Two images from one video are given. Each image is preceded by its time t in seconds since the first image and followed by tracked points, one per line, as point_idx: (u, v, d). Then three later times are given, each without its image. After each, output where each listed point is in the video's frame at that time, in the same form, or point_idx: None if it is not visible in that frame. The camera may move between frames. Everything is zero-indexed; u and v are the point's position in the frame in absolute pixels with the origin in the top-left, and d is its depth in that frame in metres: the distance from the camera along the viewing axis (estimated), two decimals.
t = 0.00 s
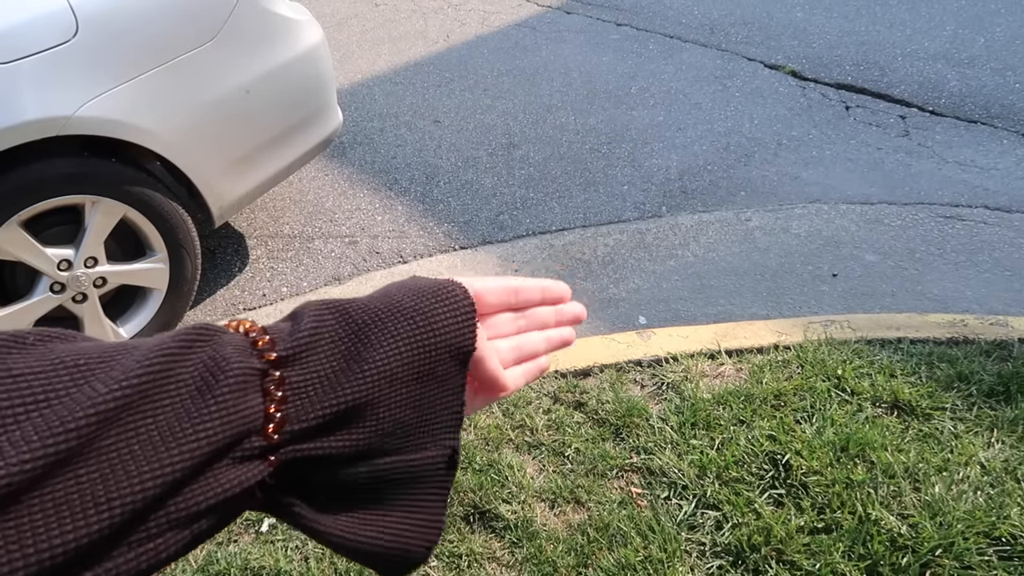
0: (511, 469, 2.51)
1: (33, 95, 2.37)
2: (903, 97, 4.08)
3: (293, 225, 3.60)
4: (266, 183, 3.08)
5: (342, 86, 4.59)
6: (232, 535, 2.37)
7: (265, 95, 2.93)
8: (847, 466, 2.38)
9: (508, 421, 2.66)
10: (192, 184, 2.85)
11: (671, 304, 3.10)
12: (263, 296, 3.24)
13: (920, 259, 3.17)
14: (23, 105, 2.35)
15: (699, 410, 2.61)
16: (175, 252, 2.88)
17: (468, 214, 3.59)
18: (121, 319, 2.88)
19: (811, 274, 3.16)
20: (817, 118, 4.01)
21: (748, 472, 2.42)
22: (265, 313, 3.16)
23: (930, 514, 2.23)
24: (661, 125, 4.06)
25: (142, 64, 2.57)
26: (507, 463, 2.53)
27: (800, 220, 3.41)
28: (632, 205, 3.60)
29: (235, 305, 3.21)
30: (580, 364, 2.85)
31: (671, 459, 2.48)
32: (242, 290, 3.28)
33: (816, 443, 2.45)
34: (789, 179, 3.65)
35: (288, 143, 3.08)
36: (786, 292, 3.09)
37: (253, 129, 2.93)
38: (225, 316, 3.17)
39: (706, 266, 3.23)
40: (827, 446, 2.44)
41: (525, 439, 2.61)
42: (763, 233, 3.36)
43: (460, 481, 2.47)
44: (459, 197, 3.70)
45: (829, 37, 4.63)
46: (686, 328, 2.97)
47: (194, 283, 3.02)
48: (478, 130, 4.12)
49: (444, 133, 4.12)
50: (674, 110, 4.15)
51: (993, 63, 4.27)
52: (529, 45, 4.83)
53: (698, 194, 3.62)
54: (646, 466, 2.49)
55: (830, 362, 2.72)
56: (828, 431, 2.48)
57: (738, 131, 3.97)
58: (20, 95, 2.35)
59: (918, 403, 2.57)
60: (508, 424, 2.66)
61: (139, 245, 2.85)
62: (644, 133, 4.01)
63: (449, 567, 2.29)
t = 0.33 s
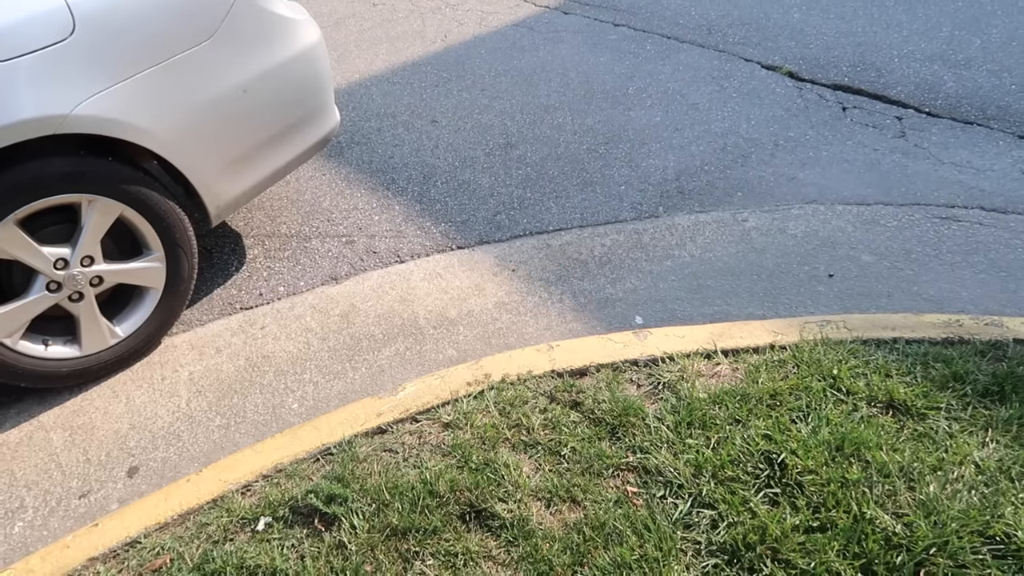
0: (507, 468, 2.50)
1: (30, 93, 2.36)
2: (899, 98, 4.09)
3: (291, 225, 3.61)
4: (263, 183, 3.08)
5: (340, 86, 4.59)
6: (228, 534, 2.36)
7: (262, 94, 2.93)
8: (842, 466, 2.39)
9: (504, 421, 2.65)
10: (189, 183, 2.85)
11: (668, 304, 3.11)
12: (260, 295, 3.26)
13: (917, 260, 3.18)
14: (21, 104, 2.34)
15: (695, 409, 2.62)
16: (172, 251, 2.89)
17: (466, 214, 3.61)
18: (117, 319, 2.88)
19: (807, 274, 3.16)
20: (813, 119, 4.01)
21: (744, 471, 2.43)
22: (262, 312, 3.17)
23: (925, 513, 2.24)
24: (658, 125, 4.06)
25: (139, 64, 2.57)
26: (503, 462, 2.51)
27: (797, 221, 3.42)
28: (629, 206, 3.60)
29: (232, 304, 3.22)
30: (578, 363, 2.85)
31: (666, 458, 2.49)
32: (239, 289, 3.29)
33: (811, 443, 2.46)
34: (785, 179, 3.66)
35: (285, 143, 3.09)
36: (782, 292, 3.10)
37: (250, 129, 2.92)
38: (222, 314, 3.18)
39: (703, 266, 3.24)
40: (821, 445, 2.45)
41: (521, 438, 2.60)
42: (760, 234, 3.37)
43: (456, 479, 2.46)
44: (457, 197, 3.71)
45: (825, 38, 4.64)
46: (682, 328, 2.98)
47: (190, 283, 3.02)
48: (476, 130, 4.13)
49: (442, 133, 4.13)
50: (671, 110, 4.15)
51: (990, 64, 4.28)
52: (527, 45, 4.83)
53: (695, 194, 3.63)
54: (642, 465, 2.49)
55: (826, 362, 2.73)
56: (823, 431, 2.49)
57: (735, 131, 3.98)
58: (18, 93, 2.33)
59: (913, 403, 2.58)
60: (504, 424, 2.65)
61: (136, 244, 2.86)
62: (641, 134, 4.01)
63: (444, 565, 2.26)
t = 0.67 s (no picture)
0: (506, 469, 2.50)
1: (29, 93, 2.36)
2: (898, 99, 4.10)
3: (290, 225, 3.61)
4: (262, 183, 3.09)
5: (340, 86, 4.59)
6: (227, 535, 2.36)
7: (262, 95, 2.93)
8: (840, 467, 2.39)
9: (503, 422, 2.66)
10: (188, 184, 2.85)
11: (667, 305, 3.11)
12: (259, 295, 3.26)
13: (915, 261, 3.18)
14: (20, 104, 2.34)
15: (693, 411, 2.62)
16: (172, 252, 2.89)
17: (465, 215, 3.61)
18: (117, 320, 2.88)
19: (806, 275, 3.17)
20: (812, 120, 4.02)
21: (742, 472, 2.43)
22: (261, 313, 3.17)
23: (923, 514, 2.24)
24: (658, 126, 4.07)
25: (138, 65, 2.57)
26: (502, 463, 2.52)
27: (796, 222, 3.42)
28: (628, 207, 3.61)
29: (231, 305, 3.22)
30: (576, 364, 2.85)
31: (665, 459, 2.49)
32: (238, 290, 3.29)
33: (810, 444, 2.46)
34: (784, 180, 3.67)
35: (284, 144, 3.09)
36: (781, 294, 3.10)
37: (249, 129, 2.92)
38: (221, 315, 3.19)
39: (701, 267, 3.25)
40: (819, 446, 2.45)
41: (520, 438, 2.61)
42: (759, 235, 3.37)
43: (454, 480, 2.46)
44: (456, 198, 3.71)
45: (825, 39, 4.64)
46: (681, 329, 2.98)
47: (190, 283, 3.02)
48: (475, 130, 4.13)
49: (442, 134, 4.13)
50: (671, 111, 4.16)
51: (989, 65, 4.29)
52: (527, 46, 4.83)
53: (693, 195, 3.63)
54: (640, 466, 2.49)
55: (825, 364, 2.73)
56: (821, 432, 2.50)
57: (734, 132, 3.98)
58: (17, 93, 2.33)
59: (911, 404, 2.58)
60: (503, 425, 2.65)
61: (135, 245, 2.86)
62: (640, 134, 4.01)
63: (443, 566, 2.26)
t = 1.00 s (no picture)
0: (508, 469, 2.49)
1: (29, 93, 2.35)
2: (900, 98, 4.09)
3: (291, 225, 3.61)
4: (263, 183, 3.08)
5: (340, 86, 4.59)
6: (228, 536, 2.36)
7: (262, 95, 2.93)
8: (843, 467, 2.38)
9: (504, 422, 2.65)
10: (189, 184, 2.84)
11: (668, 304, 3.10)
12: (260, 296, 3.25)
13: (917, 260, 3.17)
14: (21, 104, 2.34)
15: (695, 410, 2.61)
16: (172, 252, 2.89)
17: (466, 215, 3.61)
18: (117, 320, 2.88)
19: (808, 275, 3.16)
20: (814, 119, 4.01)
21: (744, 473, 2.42)
22: (262, 313, 3.17)
23: (926, 514, 2.23)
24: (659, 125, 4.06)
25: (139, 65, 2.57)
26: (504, 463, 2.51)
27: (797, 221, 3.41)
28: (630, 206, 3.60)
29: (232, 305, 3.22)
30: (578, 364, 2.84)
31: (667, 459, 2.48)
32: (239, 290, 3.29)
33: (812, 444, 2.45)
34: (786, 180, 3.66)
35: (284, 144, 3.09)
36: (783, 293, 3.09)
37: (249, 129, 2.92)
38: (222, 315, 3.18)
39: (703, 267, 3.24)
40: (822, 446, 2.44)
41: (521, 439, 2.60)
42: (760, 234, 3.36)
43: (456, 480, 2.45)
44: (457, 197, 3.71)
45: (826, 38, 4.63)
46: (682, 328, 2.97)
47: (191, 284, 3.02)
48: (476, 130, 4.13)
49: (442, 133, 4.13)
50: (672, 110, 4.15)
51: (990, 64, 4.28)
52: (527, 45, 4.83)
53: (695, 195, 3.63)
54: (642, 466, 2.48)
55: (827, 363, 2.72)
56: (824, 432, 2.49)
57: (735, 131, 3.98)
58: (17, 93, 2.33)
59: (914, 403, 2.57)
60: (505, 425, 2.64)
61: (135, 245, 2.85)
62: (641, 134, 4.01)
63: (445, 567, 2.26)
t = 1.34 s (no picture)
0: (507, 470, 2.48)
1: (26, 94, 2.35)
2: (898, 97, 4.09)
3: (289, 225, 3.60)
4: (261, 184, 3.08)
5: (337, 86, 4.58)
6: (227, 537, 2.35)
7: (261, 96, 2.93)
8: (842, 466, 2.38)
9: (503, 423, 2.64)
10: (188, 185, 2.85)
11: (666, 304, 3.10)
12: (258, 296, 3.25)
13: (916, 259, 3.17)
14: (19, 105, 2.34)
15: (694, 410, 2.60)
16: (171, 253, 2.88)
17: (464, 214, 3.60)
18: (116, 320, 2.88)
19: (806, 274, 3.16)
20: (812, 118, 4.01)
21: (744, 473, 2.42)
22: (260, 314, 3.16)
23: (926, 514, 2.23)
24: (657, 124, 4.06)
25: (137, 66, 2.56)
26: (503, 463, 2.50)
27: (796, 220, 3.41)
28: (628, 205, 3.60)
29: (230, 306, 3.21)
30: (576, 364, 2.84)
31: (666, 459, 2.47)
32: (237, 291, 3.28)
33: (812, 443, 2.45)
34: (784, 179, 3.66)
35: (284, 145, 3.09)
36: (781, 292, 3.09)
37: (248, 130, 2.92)
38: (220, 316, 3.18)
39: (702, 266, 3.24)
40: (821, 445, 2.44)
41: (520, 439, 2.59)
42: (759, 233, 3.36)
43: (455, 481, 2.44)
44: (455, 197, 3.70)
45: (824, 37, 4.63)
46: (681, 327, 2.97)
47: (189, 284, 3.02)
48: (473, 129, 4.13)
49: (439, 133, 4.12)
50: (670, 110, 4.15)
51: (988, 63, 4.28)
52: (525, 45, 4.83)
53: (693, 194, 3.63)
54: (641, 466, 2.48)
55: (826, 362, 2.72)
56: (823, 432, 2.48)
57: (734, 130, 3.98)
58: (15, 94, 2.33)
59: (913, 403, 2.57)
60: (504, 425, 2.64)
61: (134, 246, 2.85)
62: (639, 133, 4.01)
63: (444, 568, 2.26)
